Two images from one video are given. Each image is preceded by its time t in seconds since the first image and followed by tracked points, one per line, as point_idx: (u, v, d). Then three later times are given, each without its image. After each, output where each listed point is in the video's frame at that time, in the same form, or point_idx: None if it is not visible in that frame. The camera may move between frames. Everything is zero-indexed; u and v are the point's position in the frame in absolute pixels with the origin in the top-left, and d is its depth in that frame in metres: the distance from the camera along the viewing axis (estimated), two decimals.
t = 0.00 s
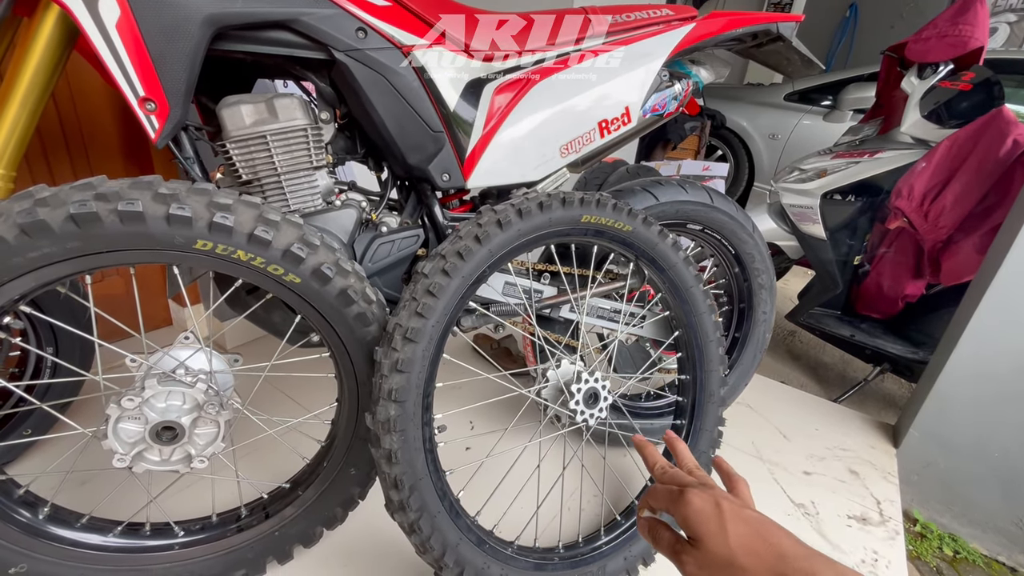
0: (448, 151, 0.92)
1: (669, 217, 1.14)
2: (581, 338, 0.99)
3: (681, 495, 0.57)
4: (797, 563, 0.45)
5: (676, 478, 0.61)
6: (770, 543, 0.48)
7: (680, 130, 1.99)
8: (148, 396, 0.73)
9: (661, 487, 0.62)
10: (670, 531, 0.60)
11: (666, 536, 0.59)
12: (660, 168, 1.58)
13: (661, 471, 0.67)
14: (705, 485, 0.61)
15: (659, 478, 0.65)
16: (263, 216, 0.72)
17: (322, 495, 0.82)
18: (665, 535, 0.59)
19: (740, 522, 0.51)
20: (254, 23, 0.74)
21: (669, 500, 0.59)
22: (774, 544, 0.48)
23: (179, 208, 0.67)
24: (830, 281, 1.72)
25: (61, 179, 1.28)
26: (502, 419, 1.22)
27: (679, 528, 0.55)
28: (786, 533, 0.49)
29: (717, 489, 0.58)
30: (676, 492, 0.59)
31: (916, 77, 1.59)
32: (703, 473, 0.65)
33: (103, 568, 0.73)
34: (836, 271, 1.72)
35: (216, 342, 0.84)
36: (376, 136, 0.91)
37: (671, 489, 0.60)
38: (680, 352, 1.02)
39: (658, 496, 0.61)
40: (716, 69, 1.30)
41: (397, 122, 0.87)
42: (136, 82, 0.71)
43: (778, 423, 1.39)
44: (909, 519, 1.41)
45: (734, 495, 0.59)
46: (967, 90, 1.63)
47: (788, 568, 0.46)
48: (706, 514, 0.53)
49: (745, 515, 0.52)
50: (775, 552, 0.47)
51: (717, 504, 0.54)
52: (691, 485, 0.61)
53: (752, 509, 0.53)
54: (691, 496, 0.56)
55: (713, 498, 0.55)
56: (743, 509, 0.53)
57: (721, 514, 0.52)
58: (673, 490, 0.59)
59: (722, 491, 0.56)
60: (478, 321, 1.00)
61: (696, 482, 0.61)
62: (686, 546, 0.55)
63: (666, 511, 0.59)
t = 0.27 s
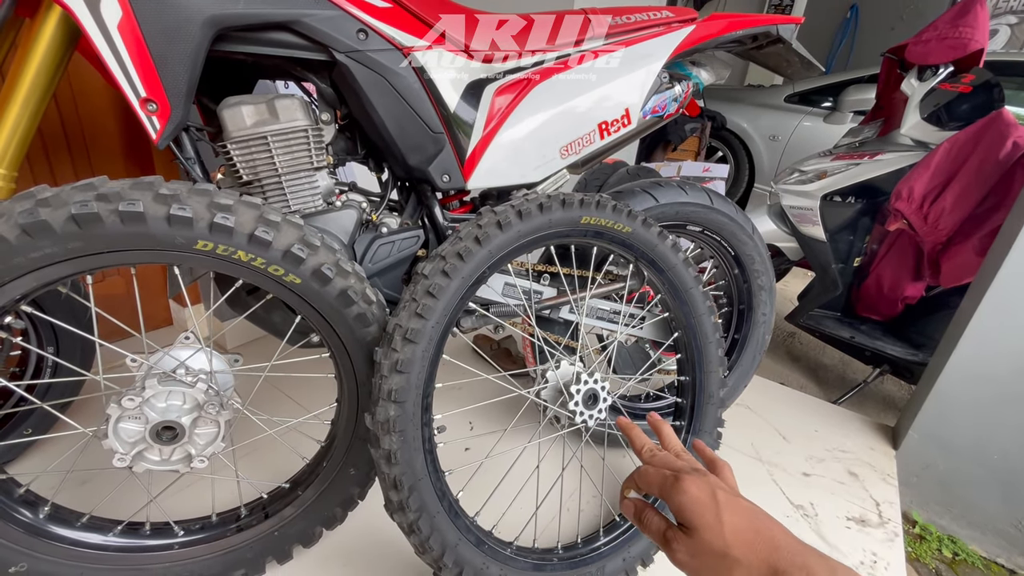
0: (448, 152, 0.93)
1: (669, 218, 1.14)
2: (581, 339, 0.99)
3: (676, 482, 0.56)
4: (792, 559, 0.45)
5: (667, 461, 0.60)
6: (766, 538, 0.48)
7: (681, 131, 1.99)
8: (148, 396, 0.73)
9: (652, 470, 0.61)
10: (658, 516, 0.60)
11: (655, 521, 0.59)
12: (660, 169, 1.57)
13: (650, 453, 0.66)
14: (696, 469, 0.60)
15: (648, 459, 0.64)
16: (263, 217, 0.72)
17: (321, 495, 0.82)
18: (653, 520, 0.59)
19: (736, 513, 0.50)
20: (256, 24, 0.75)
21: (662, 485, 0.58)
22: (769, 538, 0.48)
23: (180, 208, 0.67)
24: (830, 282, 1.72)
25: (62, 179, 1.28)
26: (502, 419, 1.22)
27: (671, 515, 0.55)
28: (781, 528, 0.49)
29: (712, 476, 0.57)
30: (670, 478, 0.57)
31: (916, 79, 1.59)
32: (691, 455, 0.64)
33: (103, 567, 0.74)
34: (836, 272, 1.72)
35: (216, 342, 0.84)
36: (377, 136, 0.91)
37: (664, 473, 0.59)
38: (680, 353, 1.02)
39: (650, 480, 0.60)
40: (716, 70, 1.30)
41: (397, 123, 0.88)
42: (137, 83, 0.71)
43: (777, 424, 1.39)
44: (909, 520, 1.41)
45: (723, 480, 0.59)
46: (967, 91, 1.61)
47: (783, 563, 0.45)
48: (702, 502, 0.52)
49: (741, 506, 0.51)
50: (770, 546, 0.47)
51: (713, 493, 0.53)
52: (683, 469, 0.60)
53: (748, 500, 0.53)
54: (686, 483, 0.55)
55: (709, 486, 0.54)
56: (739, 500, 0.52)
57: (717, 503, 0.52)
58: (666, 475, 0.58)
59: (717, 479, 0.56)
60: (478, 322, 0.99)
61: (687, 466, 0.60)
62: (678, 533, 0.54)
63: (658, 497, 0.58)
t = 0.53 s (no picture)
0: (450, 152, 0.92)
1: (670, 219, 1.14)
2: (582, 340, 0.99)
3: (710, 466, 0.53)
4: (811, 562, 0.46)
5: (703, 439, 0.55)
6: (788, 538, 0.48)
7: (682, 132, 1.99)
8: (147, 396, 0.73)
9: (684, 443, 0.57)
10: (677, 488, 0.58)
11: (675, 492, 0.58)
12: (661, 170, 1.57)
13: (683, 419, 0.60)
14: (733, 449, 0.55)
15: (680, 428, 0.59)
16: (264, 217, 0.71)
17: (321, 497, 0.82)
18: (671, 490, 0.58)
19: (765, 509, 0.49)
20: (257, 24, 0.74)
21: (692, 463, 0.55)
22: (789, 538, 0.48)
23: (179, 208, 0.66)
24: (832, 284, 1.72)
25: (62, 178, 1.28)
26: (502, 420, 1.22)
27: (696, 496, 0.53)
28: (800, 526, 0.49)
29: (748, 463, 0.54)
30: (703, 458, 0.54)
31: (918, 80, 1.59)
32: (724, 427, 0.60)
33: (102, 569, 0.73)
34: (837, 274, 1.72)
35: (216, 343, 0.84)
36: (378, 136, 0.91)
37: (697, 451, 0.55)
38: (682, 354, 1.02)
39: (680, 453, 0.56)
40: (717, 71, 1.30)
41: (398, 123, 0.87)
42: (137, 82, 0.71)
43: (778, 426, 1.38)
44: (910, 523, 1.41)
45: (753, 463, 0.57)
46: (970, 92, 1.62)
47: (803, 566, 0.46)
48: (734, 492, 0.50)
49: (770, 501, 0.50)
50: (788, 547, 0.47)
51: (746, 483, 0.51)
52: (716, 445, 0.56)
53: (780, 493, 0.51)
54: (721, 469, 0.52)
55: (744, 476, 0.51)
56: (770, 493, 0.51)
57: (748, 496, 0.50)
58: (700, 455, 0.55)
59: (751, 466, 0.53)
60: (479, 323, 0.98)
61: (722, 442, 0.56)
62: (698, 513, 0.53)
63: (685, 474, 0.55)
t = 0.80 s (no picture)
0: (449, 153, 0.92)
1: (671, 220, 1.14)
2: (582, 340, 0.98)
3: (700, 475, 0.53)
4: (809, 561, 0.45)
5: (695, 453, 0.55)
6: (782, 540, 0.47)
7: (682, 133, 1.98)
8: (146, 397, 0.72)
9: (677, 459, 0.57)
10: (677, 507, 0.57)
11: (674, 510, 0.56)
12: (661, 170, 1.57)
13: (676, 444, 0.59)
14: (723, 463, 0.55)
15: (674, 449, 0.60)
16: (263, 217, 0.71)
17: (320, 497, 0.81)
18: (671, 511, 0.57)
19: (756, 511, 0.49)
20: (256, 24, 0.74)
21: (684, 477, 0.55)
22: (785, 541, 0.47)
23: (178, 208, 0.66)
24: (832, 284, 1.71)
25: (62, 178, 1.28)
26: (502, 421, 1.21)
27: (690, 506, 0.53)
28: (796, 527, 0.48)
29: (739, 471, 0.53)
30: (694, 469, 0.54)
31: (918, 81, 1.58)
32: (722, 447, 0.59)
33: (101, 570, 0.73)
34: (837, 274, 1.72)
35: (215, 343, 0.84)
36: (377, 137, 0.90)
37: (689, 465, 0.55)
38: (681, 355, 1.01)
39: (672, 470, 0.56)
40: (717, 71, 1.30)
41: (398, 123, 0.87)
42: (136, 82, 0.71)
43: (778, 427, 1.38)
44: (910, 524, 1.40)
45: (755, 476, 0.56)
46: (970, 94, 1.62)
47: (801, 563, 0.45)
48: (724, 497, 0.50)
49: (763, 504, 0.50)
50: (786, 546, 0.47)
51: (736, 488, 0.51)
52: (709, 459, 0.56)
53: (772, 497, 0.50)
54: (710, 476, 0.52)
55: (734, 481, 0.52)
56: (763, 497, 0.50)
57: (738, 500, 0.50)
58: (690, 467, 0.55)
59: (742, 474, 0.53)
60: (478, 323, 0.99)
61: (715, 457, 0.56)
62: (694, 526, 0.53)
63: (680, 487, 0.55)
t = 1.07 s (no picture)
0: (449, 153, 0.92)
1: (670, 220, 1.14)
2: (581, 340, 0.98)
3: (702, 472, 0.53)
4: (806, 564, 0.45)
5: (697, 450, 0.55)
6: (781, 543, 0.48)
7: (682, 134, 1.98)
8: (145, 396, 0.73)
9: (679, 454, 0.57)
10: (678, 501, 0.58)
11: (674, 504, 0.57)
12: (661, 171, 1.57)
13: (681, 432, 0.60)
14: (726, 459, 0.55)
15: (680, 441, 0.59)
16: (262, 217, 0.71)
17: (319, 498, 0.81)
18: (672, 504, 0.58)
19: (756, 514, 0.49)
20: (255, 24, 0.74)
21: (687, 472, 0.55)
22: (786, 545, 0.47)
23: (178, 208, 0.66)
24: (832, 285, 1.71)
25: (61, 177, 1.28)
26: (501, 422, 1.22)
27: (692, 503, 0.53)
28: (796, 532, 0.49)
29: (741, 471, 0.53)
30: (696, 465, 0.55)
31: (917, 82, 1.59)
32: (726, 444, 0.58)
33: (100, 570, 0.73)
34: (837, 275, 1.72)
35: (215, 343, 0.84)
36: (377, 137, 0.91)
37: (691, 461, 0.56)
38: (680, 356, 1.01)
39: (675, 463, 0.57)
40: (717, 72, 1.30)
41: (398, 123, 0.87)
42: (136, 82, 0.71)
43: (778, 428, 1.38)
44: (910, 525, 1.40)
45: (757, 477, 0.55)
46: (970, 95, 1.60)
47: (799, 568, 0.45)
48: (726, 497, 0.51)
49: (763, 507, 0.50)
50: (784, 551, 0.47)
51: (739, 489, 0.51)
52: (712, 457, 0.56)
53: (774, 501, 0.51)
54: (713, 475, 0.53)
55: (737, 481, 0.52)
56: (764, 500, 0.50)
57: (740, 502, 0.50)
58: (693, 463, 0.55)
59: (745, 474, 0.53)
60: (477, 323, 0.99)
61: (718, 455, 0.56)
62: (695, 522, 0.53)
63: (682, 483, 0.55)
